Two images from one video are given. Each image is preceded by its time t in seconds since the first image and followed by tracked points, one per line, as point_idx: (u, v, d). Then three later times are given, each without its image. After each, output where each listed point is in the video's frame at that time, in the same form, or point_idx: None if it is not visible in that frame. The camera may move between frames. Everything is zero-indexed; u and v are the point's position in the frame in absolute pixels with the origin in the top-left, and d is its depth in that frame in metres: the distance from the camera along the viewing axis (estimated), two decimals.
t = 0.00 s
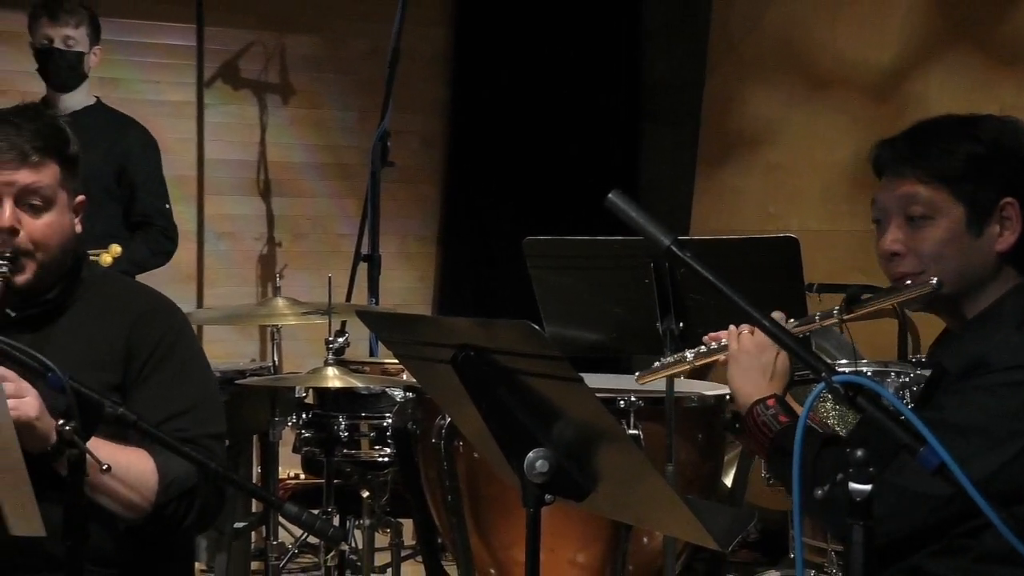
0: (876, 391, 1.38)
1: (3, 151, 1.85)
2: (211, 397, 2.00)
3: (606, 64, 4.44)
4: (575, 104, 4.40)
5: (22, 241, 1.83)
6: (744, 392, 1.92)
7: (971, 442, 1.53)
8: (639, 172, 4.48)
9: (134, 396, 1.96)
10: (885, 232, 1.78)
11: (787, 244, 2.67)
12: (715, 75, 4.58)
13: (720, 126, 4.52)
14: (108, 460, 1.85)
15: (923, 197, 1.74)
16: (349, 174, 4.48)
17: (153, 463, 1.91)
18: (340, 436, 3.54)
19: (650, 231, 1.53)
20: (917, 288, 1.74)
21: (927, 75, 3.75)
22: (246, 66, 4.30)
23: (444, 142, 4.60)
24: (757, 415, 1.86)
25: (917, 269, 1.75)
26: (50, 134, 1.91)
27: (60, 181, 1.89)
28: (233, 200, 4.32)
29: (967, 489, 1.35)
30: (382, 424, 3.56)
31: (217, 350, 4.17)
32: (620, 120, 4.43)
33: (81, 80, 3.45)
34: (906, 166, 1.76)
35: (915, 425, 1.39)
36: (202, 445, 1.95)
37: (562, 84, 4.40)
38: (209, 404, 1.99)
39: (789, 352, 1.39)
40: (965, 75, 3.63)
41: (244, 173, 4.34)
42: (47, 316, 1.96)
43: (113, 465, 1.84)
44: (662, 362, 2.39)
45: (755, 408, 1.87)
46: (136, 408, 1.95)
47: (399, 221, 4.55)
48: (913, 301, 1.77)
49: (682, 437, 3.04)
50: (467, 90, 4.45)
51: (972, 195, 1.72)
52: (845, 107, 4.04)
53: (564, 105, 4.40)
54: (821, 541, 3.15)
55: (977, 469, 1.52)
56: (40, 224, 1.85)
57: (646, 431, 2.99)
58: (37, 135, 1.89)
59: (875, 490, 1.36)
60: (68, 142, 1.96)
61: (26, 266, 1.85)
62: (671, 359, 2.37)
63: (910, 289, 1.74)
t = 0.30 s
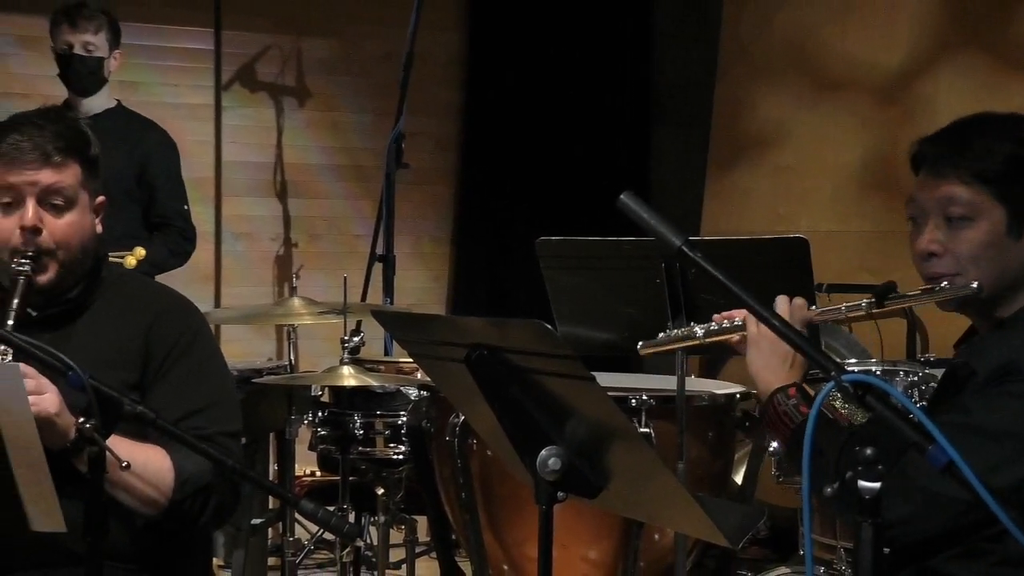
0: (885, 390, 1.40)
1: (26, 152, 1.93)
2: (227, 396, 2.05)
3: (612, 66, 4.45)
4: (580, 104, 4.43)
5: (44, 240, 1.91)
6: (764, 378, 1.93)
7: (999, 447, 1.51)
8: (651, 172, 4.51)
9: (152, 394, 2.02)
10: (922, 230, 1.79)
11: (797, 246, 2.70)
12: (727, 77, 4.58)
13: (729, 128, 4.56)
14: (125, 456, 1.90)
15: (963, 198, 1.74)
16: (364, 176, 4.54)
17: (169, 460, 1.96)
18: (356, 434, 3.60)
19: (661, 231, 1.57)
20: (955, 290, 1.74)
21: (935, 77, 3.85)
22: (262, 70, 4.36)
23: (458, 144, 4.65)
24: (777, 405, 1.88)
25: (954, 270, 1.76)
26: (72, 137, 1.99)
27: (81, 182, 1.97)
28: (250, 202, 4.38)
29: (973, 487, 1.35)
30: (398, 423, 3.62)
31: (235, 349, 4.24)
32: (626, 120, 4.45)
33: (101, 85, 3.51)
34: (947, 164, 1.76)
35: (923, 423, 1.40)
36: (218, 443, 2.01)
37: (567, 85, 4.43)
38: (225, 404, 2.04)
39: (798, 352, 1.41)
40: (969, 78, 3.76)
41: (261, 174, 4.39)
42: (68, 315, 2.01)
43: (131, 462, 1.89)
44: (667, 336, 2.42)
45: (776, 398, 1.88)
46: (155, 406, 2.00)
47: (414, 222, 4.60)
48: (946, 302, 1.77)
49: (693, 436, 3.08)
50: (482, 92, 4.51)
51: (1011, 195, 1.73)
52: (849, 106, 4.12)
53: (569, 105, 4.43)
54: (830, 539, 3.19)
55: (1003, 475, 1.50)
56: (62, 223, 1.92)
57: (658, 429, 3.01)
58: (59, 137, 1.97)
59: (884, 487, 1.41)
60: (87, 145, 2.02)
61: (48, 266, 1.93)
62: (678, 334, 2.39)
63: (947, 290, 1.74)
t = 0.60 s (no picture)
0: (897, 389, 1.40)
1: (43, 149, 2.00)
2: (246, 389, 2.11)
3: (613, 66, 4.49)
4: (579, 104, 4.48)
5: (64, 235, 1.98)
6: (795, 376, 1.95)
7: None
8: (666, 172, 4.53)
9: (172, 387, 2.07)
10: (973, 234, 1.83)
11: (808, 246, 2.76)
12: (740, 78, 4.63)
13: (741, 128, 4.58)
14: (144, 452, 1.95)
15: (1018, 206, 1.77)
16: (382, 177, 4.60)
17: (189, 450, 2.02)
18: (374, 432, 3.64)
19: (673, 232, 1.60)
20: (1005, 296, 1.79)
21: (946, 78, 3.91)
22: (282, 73, 4.43)
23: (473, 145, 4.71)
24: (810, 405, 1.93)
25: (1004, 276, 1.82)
26: (88, 133, 2.05)
27: (98, 177, 2.03)
28: (270, 203, 4.45)
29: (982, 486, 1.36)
30: (415, 421, 3.68)
31: (254, 347, 4.31)
32: (626, 121, 4.49)
33: (123, 90, 3.59)
34: (1002, 169, 1.79)
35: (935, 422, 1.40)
36: (237, 436, 2.06)
37: (567, 85, 4.48)
38: (244, 396, 2.10)
39: (811, 353, 1.40)
40: (981, 80, 3.81)
41: (281, 176, 4.46)
42: (88, 312, 2.07)
43: (155, 458, 1.96)
44: (681, 322, 2.42)
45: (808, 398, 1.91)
46: (173, 399, 2.06)
47: (430, 223, 4.66)
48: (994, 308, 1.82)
49: (706, 433, 3.11)
50: (503, 93, 4.59)
51: None
52: (860, 107, 4.19)
53: (568, 105, 4.48)
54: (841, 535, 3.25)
55: None
56: (80, 218, 2.00)
57: (671, 426, 3.06)
58: (74, 133, 2.03)
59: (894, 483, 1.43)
60: (103, 142, 2.08)
61: (68, 261, 1.99)
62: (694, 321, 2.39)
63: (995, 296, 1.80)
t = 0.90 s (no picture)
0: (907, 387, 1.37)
1: (54, 148, 2.07)
2: (260, 380, 2.19)
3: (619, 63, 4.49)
4: (586, 100, 4.51)
5: (78, 232, 2.05)
6: (827, 386, 1.93)
7: None
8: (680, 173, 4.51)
9: (187, 381, 2.15)
10: None
11: (819, 247, 2.80)
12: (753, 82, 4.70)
13: (754, 130, 4.62)
14: (165, 449, 2.02)
15: None
16: (399, 179, 4.67)
17: (206, 439, 2.09)
18: (391, 429, 3.72)
19: (688, 234, 1.63)
20: None
21: (955, 83, 4.16)
22: (303, 77, 4.50)
23: (490, 148, 4.78)
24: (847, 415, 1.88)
25: None
26: (97, 132, 2.12)
27: (108, 174, 2.10)
28: (291, 205, 4.53)
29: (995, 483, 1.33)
30: (432, 418, 3.75)
31: (275, 347, 4.39)
32: (631, 117, 4.50)
33: (146, 95, 3.67)
34: None
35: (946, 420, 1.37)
36: (251, 424, 2.13)
37: (573, 82, 4.52)
38: (259, 387, 2.18)
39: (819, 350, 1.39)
40: (992, 86, 4.10)
41: (301, 178, 4.54)
42: (103, 310, 2.14)
43: (178, 456, 2.02)
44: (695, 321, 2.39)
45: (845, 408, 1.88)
46: (189, 393, 2.14)
47: (448, 224, 4.73)
48: None
49: (719, 431, 3.15)
50: (518, 93, 4.65)
51: None
52: (869, 111, 4.35)
53: (574, 102, 4.52)
54: (853, 531, 3.31)
55: None
56: (92, 215, 2.07)
57: (684, 425, 3.10)
58: (84, 132, 2.10)
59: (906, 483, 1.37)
60: (112, 139, 2.15)
61: (83, 257, 2.06)
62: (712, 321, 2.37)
63: None
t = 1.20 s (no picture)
0: (916, 385, 1.39)
1: (63, 150, 2.11)
2: (273, 374, 2.24)
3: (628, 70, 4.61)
4: (603, 106, 4.60)
5: (88, 232, 2.10)
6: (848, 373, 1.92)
7: None
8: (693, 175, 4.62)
9: (201, 376, 2.20)
10: None
11: (830, 247, 2.83)
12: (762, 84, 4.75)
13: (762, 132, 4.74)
14: (184, 446, 2.08)
15: None
16: (414, 181, 4.72)
17: (218, 433, 2.14)
18: (406, 427, 3.75)
19: (698, 234, 1.66)
20: None
21: (964, 85, 4.10)
22: (319, 80, 4.56)
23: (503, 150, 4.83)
24: (870, 404, 1.92)
25: None
26: (105, 133, 2.16)
27: (116, 174, 2.14)
28: (307, 206, 4.59)
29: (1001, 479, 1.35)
30: (446, 416, 3.80)
31: (291, 345, 4.45)
32: (648, 120, 4.62)
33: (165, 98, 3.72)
34: None
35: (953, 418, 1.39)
36: (264, 417, 2.18)
37: (585, 86, 4.59)
38: (271, 380, 2.23)
39: (827, 348, 1.40)
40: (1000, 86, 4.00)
41: (318, 180, 4.60)
42: (116, 308, 2.18)
43: (195, 453, 2.08)
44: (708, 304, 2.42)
45: (869, 397, 1.92)
46: (203, 387, 2.19)
47: (462, 224, 4.79)
48: None
49: (730, 429, 3.19)
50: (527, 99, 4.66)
51: None
52: (876, 112, 4.37)
53: (586, 106, 4.59)
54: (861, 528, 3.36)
55: None
56: (102, 215, 2.11)
57: (695, 423, 3.14)
58: (92, 133, 2.14)
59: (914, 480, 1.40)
60: (120, 140, 2.19)
61: (94, 256, 2.11)
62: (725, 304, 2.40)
63: None
